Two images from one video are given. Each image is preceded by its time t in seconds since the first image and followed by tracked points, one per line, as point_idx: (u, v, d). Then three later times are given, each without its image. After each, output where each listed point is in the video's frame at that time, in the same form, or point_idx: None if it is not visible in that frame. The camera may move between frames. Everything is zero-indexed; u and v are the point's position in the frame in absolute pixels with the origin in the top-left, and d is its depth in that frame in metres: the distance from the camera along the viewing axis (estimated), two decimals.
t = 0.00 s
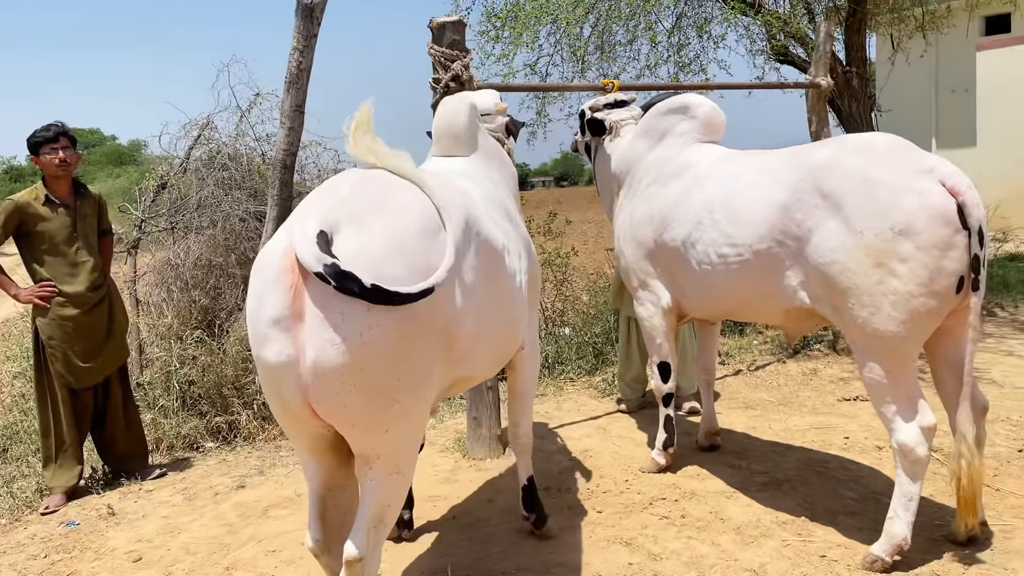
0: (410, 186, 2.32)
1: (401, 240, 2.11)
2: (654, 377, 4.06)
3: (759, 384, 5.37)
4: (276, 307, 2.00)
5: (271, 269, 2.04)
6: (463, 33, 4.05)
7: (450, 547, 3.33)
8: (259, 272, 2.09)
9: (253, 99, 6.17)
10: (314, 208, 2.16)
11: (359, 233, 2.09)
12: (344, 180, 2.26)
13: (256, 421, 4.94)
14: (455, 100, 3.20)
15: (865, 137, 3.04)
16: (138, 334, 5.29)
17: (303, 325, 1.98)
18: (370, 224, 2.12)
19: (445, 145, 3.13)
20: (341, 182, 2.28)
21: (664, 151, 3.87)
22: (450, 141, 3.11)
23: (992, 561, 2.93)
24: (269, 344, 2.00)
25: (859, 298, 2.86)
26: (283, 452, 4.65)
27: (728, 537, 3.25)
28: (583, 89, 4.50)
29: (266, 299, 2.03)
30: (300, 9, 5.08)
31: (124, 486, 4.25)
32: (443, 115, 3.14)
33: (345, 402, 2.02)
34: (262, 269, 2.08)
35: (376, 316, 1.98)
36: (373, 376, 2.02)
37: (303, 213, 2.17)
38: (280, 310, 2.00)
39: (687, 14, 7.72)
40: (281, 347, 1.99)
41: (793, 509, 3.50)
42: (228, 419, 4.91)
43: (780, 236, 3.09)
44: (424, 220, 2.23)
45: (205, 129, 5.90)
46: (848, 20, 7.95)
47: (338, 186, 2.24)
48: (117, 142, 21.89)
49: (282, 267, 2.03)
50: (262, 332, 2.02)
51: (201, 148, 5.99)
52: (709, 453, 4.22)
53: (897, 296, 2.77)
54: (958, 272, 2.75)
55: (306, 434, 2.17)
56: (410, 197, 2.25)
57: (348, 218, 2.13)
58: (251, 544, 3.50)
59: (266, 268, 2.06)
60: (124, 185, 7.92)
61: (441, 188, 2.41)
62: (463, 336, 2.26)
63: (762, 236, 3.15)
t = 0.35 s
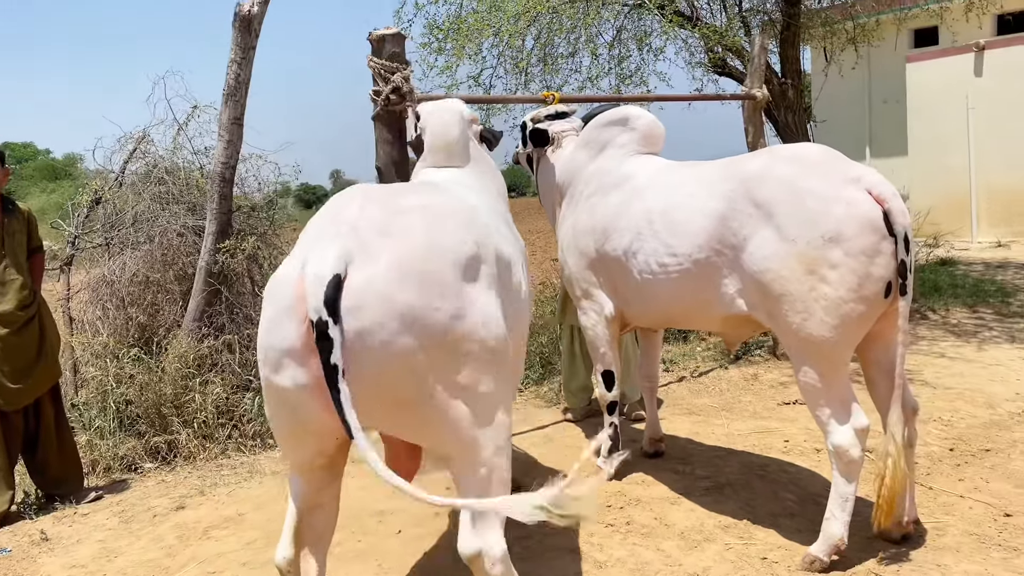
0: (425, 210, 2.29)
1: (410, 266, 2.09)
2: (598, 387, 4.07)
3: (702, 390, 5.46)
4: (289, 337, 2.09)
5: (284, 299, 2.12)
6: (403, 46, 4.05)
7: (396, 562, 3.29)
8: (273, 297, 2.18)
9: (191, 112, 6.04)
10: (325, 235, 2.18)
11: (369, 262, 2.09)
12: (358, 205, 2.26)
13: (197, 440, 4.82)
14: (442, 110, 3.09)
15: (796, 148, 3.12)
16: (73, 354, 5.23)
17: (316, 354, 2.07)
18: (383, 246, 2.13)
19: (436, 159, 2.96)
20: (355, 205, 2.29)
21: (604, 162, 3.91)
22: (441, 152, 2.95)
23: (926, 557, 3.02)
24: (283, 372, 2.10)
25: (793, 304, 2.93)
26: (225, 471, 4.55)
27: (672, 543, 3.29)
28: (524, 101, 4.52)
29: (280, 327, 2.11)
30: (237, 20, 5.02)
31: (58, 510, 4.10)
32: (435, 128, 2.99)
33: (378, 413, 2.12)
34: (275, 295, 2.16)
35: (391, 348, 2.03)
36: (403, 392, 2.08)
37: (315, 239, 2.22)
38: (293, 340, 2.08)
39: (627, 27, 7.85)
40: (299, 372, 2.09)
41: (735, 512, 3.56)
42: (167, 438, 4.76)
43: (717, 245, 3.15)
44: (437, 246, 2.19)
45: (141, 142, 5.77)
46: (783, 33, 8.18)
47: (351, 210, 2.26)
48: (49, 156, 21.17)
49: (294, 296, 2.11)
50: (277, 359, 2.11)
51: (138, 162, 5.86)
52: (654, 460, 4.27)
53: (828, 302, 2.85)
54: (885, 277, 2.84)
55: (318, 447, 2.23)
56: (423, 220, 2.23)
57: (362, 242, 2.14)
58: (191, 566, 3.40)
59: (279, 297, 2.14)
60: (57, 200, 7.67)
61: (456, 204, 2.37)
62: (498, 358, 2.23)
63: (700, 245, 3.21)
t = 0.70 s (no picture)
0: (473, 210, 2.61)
1: (485, 257, 2.43)
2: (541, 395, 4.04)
3: (646, 397, 5.51)
4: (381, 323, 2.23)
5: (370, 286, 2.27)
6: (340, 57, 4.00)
7: None
8: (350, 288, 2.30)
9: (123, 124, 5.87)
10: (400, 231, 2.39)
11: (450, 252, 2.38)
12: (415, 205, 2.50)
13: (132, 460, 4.68)
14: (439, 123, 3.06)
15: (731, 157, 3.18)
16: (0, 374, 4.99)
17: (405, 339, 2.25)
18: (455, 241, 2.41)
19: (444, 169, 2.97)
20: (410, 207, 2.52)
21: (545, 173, 3.91)
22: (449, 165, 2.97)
23: (861, 556, 3.09)
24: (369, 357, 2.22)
25: (728, 311, 2.98)
26: (162, 492, 4.41)
27: (616, 550, 3.30)
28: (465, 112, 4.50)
29: (365, 315, 2.25)
30: (170, 31, 4.91)
31: None
32: (440, 141, 2.97)
33: (445, 407, 2.30)
34: (354, 284, 2.29)
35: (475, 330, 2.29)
36: (476, 382, 2.31)
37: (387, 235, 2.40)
38: (382, 325, 2.24)
39: (568, 39, 7.94)
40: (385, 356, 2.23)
41: (677, 517, 3.60)
42: (101, 459, 4.63)
43: (655, 254, 3.20)
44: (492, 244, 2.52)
45: (71, 155, 5.59)
46: (719, 45, 8.37)
47: (410, 211, 2.48)
48: None
49: (381, 284, 2.28)
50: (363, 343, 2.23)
51: (69, 175, 5.68)
52: (598, 467, 4.28)
53: (762, 309, 2.91)
54: (816, 283, 2.91)
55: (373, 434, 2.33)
56: (480, 220, 2.55)
57: (436, 236, 2.40)
58: None
59: (361, 286, 2.27)
60: None
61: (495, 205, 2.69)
62: (529, 349, 2.61)
63: (639, 254, 3.25)
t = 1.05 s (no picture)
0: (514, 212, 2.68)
1: (528, 259, 2.54)
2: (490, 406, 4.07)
3: (595, 404, 5.54)
4: (431, 308, 2.29)
5: (422, 273, 2.34)
6: (280, 67, 3.95)
7: None
8: (403, 275, 2.37)
9: (58, 135, 5.69)
10: (449, 223, 2.47)
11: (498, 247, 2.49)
12: (459, 202, 2.59)
13: (70, 481, 4.50)
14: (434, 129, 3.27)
15: (670, 167, 3.23)
16: None
17: (454, 325, 2.30)
18: (502, 237, 2.52)
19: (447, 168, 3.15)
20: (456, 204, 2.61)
21: (489, 184, 3.81)
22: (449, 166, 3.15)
23: (804, 557, 3.15)
24: (417, 342, 2.28)
25: (670, 318, 3.03)
26: (101, 513, 4.26)
27: (565, 558, 3.31)
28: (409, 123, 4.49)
29: (417, 299, 2.31)
30: (105, 41, 4.80)
31: None
32: (443, 143, 3.16)
33: (479, 397, 2.33)
34: (406, 271, 2.37)
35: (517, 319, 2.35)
36: (512, 370, 2.35)
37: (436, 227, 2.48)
38: (433, 310, 2.29)
39: (513, 49, 7.99)
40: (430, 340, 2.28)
41: (626, 524, 3.62)
42: (37, 481, 4.42)
43: (598, 262, 3.21)
44: (532, 246, 2.60)
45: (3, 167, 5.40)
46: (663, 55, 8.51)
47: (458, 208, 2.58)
48: None
49: (433, 271, 2.35)
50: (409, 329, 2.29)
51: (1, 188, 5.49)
52: (548, 476, 4.29)
53: (702, 315, 2.96)
54: (755, 289, 2.98)
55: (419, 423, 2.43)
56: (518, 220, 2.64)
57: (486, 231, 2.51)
58: None
59: (414, 273, 2.35)
60: None
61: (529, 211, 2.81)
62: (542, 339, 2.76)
63: (583, 263, 3.24)
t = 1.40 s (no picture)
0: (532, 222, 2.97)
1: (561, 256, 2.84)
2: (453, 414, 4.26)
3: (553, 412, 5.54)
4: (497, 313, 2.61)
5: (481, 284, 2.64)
6: (229, 77, 3.89)
7: None
8: (462, 284, 2.66)
9: None
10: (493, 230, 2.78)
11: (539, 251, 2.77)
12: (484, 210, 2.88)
13: (13, 502, 4.33)
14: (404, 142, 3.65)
15: (621, 174, 3.25)
16: None
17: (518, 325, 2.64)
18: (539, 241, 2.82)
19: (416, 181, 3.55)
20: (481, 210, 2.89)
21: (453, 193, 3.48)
22: (418, 178, 3.54)
23: (758, 561, 3.19)
24: (486, 345, 2.61)
25: (619, 324, 3.04)
26: (45, 535, 4.11)
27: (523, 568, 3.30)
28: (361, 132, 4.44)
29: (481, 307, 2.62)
30: (48, 49, 4.66)
31: None
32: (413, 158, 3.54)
33: (554, 376, 2.70)
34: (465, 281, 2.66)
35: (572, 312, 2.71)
36: (571, 350, 2.71)
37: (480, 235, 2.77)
38: (498, 315, 2.62)
39: (466, 58, 8.02)
40: (501, 341, 2.62)
41: (583, 532, 3.62)
42: None
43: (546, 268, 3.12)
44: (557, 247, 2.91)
45: None
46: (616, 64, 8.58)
47: (491, 212, 2.86)
48: None
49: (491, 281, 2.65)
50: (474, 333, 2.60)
51: None
52: (506, 485, 4.28)
53: (649, 321, 3.00)
54: (701, 297, 3.03)
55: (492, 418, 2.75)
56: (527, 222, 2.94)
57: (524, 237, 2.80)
58: None
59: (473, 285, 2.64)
60: None
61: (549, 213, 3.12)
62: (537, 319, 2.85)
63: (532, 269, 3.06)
